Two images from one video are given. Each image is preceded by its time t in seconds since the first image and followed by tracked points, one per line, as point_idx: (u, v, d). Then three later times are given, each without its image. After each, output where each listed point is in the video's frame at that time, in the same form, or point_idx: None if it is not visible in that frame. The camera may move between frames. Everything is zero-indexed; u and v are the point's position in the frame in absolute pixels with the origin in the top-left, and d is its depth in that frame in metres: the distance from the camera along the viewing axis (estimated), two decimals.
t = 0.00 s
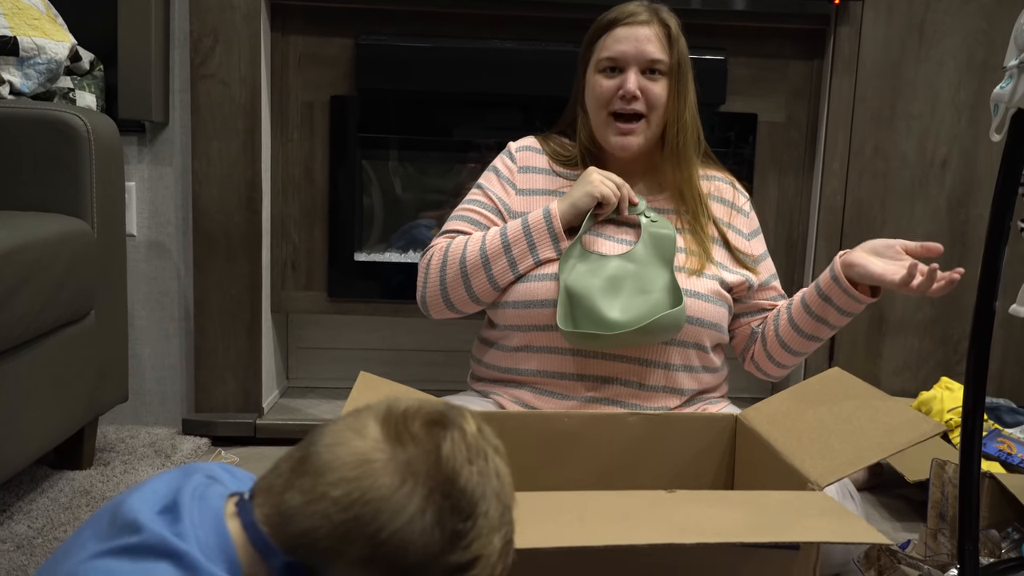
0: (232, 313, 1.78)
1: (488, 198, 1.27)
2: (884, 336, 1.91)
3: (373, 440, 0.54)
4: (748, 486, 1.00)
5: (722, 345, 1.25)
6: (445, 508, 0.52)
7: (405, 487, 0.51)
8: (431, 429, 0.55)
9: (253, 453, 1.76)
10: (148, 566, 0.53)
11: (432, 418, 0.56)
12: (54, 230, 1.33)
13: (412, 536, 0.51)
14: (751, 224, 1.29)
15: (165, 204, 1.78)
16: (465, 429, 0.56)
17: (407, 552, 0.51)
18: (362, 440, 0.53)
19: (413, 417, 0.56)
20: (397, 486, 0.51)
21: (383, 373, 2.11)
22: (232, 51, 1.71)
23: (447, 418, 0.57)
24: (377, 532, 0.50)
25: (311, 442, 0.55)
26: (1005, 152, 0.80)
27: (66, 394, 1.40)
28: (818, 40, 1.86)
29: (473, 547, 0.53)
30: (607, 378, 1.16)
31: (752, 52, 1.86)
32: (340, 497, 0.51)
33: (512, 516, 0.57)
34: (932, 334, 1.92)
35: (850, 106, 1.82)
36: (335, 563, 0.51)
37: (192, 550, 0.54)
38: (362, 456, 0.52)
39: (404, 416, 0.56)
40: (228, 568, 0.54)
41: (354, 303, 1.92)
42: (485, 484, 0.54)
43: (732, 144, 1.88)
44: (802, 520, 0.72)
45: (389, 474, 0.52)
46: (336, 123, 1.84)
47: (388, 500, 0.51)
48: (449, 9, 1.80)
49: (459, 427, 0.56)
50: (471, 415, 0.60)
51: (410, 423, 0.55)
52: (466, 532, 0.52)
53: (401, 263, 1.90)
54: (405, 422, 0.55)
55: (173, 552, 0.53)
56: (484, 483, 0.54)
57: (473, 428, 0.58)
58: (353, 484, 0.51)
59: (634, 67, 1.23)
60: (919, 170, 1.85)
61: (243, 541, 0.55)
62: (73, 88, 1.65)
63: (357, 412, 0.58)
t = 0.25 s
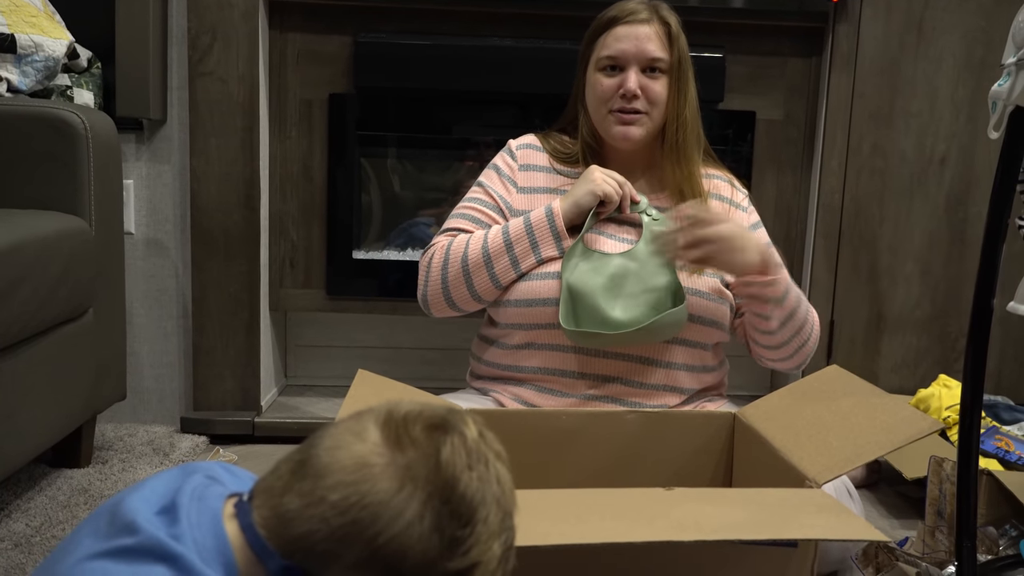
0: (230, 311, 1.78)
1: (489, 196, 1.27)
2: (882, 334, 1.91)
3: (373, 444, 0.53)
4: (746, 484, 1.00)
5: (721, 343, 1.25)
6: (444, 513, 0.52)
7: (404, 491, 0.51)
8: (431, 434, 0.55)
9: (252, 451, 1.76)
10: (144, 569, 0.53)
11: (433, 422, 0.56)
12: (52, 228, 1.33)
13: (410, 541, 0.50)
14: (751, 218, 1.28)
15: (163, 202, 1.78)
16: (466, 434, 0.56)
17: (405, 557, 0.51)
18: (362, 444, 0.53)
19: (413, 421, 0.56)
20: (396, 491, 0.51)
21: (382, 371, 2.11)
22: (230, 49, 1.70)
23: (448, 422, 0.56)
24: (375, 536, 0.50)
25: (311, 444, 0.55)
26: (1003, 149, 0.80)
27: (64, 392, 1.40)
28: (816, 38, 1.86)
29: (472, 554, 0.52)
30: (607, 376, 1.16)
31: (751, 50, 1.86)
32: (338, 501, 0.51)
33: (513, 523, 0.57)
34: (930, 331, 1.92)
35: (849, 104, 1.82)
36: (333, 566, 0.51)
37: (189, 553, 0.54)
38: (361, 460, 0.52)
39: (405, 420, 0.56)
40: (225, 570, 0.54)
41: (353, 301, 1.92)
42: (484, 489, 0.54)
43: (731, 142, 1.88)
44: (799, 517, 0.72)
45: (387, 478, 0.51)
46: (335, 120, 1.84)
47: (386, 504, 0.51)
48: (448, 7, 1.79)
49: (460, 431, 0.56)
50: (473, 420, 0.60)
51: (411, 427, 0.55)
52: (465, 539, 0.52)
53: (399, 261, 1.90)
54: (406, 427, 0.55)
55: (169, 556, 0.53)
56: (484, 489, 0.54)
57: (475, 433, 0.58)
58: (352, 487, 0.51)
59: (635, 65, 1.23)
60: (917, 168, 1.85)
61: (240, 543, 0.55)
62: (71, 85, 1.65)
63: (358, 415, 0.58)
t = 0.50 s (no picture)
0: (229, 310, 1.78)
1: (489, 194, 1.27)
2: (881, 333, 1.91)
3: (372, 451, 0.53)
4: (746, 483, 1.00)
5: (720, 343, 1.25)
6: (442, 523, 0.51)
7: (402, 500, 0.50)
8: (431, 442, 0.54)
9: (251, 450, 1.76)
10: (142, 572, 0.53)
11: (433, 430, 0.55)
12: (51, 227, 1.33)
13: (408, 551, 0.50)
14: (744, 212, 1.26)
15: (162, 201, 1.77)
16: (467, 442, 0.55)
17: (404, 568, 0.50)
18: (362, 451, 0.52)
19: (414, 429, 0.55)
20: (394, 499, 0.50)
21: (381, 370, 2.11)
22: (229, 47, 1.70)
23: (449, 430, 0.56)
24: (373, 545, 0.49)
25: (312, 450, 0.54)
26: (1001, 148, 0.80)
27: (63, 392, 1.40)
28: (815, 37, 1.86)
29: (471, 564, 0.51)
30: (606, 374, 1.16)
31: (749, 49, 1.86)
32: (336, 509, 0.50)
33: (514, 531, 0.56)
34: (929, 330, 1.92)
35: (847, 103, 1.83)
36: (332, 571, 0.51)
37: (186, 556, 0.54)
38: (360, 467, 0.51)
39: (405, 427, 0.55)
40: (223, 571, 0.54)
41: (352, 300, 1.92)
42: (484, 499, 0.53)
43: (730, 141, 1.88)
44: (799, 517, 0.72)
45: (386, 486, 0.51)
46: (334, 119, 1.84)
47: (385, 513, 0.50)
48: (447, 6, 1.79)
49: (460, 439, 0.55)
50: (473, 427, 0.59)
51: (411, 435, 0.54)
52: (463, 549, 0.51)
53: (398, 260, 1.90)
54: (406, 435, 0.54)
55: (167, 560, 0.53)
56: (484, 498, 0.53)
57: (475, 440, 0.57)
58: (351, 496, 0.50)
59: (635, 63, 1.23)
60: (916, 167, 1.86)
61: (239, 546, 0.54)
62: (70, 84, 1.65)
63: (358, 422, 0.57)
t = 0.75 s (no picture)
0: (229, 310, 1.78)
1: (483, 194, 1.27)
2: (881, 332, 1.91)
3: (369, 458, 0.50)
4: (746, 481, 0.99)
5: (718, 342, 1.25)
6: (439, 534, 0.49)
7: (397, 511, 0.49)
8: (429, 450, 0.51)
9: (251, 450, 1.76)
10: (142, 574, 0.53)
11: (432, 436, 0.53)
12: (50, 228, 1.33)
13: (403, 563, 0.49)
14: (745, 219, 1.28)
15: (162, 201, 1.77)
16: (466, 447, 0.53)
17: None
18: (357, 459, 0.50)
19: (412, 435, 0.52)
20: (389, 509, 0.49)
21: (381, 370, 2.11)
22: (228, 48, 1.70)
23: (447, 436, 0.53)
24: (367, 556, 0.48)
25: (310, 456, 0.52)
26: (1001, 147, 0.80)
27: (62, 392, 1.40)
28: (814, 36, 1.86)
29: None
30: (603, 373, 1.16)
31: (748, 48, 1.86)
32: (331, 519, 0.48)
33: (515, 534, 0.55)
34: (929, 329, 1.92)
35: (847, 102, 1.82)
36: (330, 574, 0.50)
37: (186, 558, 0.53)
38: (355, 477, 0.49)
39: (403, 431, 0.53)
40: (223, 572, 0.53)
41: (351, 300, 1.92)
42: (483, 508, 0.51)
43: (729, 140, 1.88)
44: (799, 516, 0.72)
45: (381, 497, 0.49)
46: (333, 120, 1.84)
47: (379, 525, 0.48)
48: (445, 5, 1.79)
49: (461, 444, 0.53)
50: (474, 428, 0.57)
51: (409, 442, 0.52)
52: (460, 561, 0.50)
53: (398, 260, 1.90)
54: (404, 440, 0.52)
55: (167, 561, 0.53)
56: (481, 507, 0.51)
57: (476, 443, 0.55)
58: (344, 507, 0.48)
59: (629, 61, 1.23)
60: (915, 165, 1.86)
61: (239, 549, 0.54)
62: (69, 85, 1.65)
63: (356, 424, 0.55)
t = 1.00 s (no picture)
0: (229, 307, 1.78)
1: (481, 193, 1.27)
2: (881, 328, 1.91)
3: (363, 456, 0.50)
4: (747, 477, 1.00)
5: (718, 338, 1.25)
6: (431, 533, 0.49)
7: (389, 510, 0.48)
8: (423, 447, 0.51)
9: (251, 447, 1.76)
10: (137, 568, 0.53)
11: (427, 433, 0.52)
12: (50, 225, 1.33)
13: (395, 561, 0.48)
14: (747, 216, 1.29)
15: (161, 198, 1.77)
16: (461, 445, 0.52)
17: None
18: (351, 456, 0.50)
19: (406, 432, 0.52)
20: (381, 508, 0.48)
21: (380, 367, 2.11)
22: (227, 45, 1.70)
23: (442, 433, 0.52)
24: (359, 555, 0.48)
25: (306, 454, 0.52)
26: (1001, 143, 0.80)
27: (62, 390, 1.40)
28: (814, 32, 1.86)
29: None
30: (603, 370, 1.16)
31: (748, 45, 1.85)
32: (323, 517, 0.48)
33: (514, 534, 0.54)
34: (930, 325, 1.92)
35: (847, 98, 1.82)
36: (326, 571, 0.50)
37: (181, 553, 0.53)
38: (348, 474, 0.49)
39: (397, 429, 0.52)
40: (218, 569, 0.53)
41: (350, 297, 1.92)
42: (477, 507, 0.50)
43: (729, 137, 1.88)
44: (799, 512, 0.72)
45: (374, 495, 0.48)
46: (333, 117, 1.83)
47: (371, 523, 0.48)
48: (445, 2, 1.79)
49: (455, 442, 0.52)
50: (472, 426, 0.56)
51: (403, 439, 0.51)
52: (453, 561, 0.49)
53: (398, 257, 1.90)
54: (399, 438, 0.51)
55: (162, 556, 0.53)
56: (475, 505, 0.50)
57: (472, 440, 0.54)
58: (337, 504, 0.48)
59: (625, 56, 1.23)
60: (915, 162, 1.86)
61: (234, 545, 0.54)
62: (68, 82, 1.65)
63: (353, 422, 0.55)
